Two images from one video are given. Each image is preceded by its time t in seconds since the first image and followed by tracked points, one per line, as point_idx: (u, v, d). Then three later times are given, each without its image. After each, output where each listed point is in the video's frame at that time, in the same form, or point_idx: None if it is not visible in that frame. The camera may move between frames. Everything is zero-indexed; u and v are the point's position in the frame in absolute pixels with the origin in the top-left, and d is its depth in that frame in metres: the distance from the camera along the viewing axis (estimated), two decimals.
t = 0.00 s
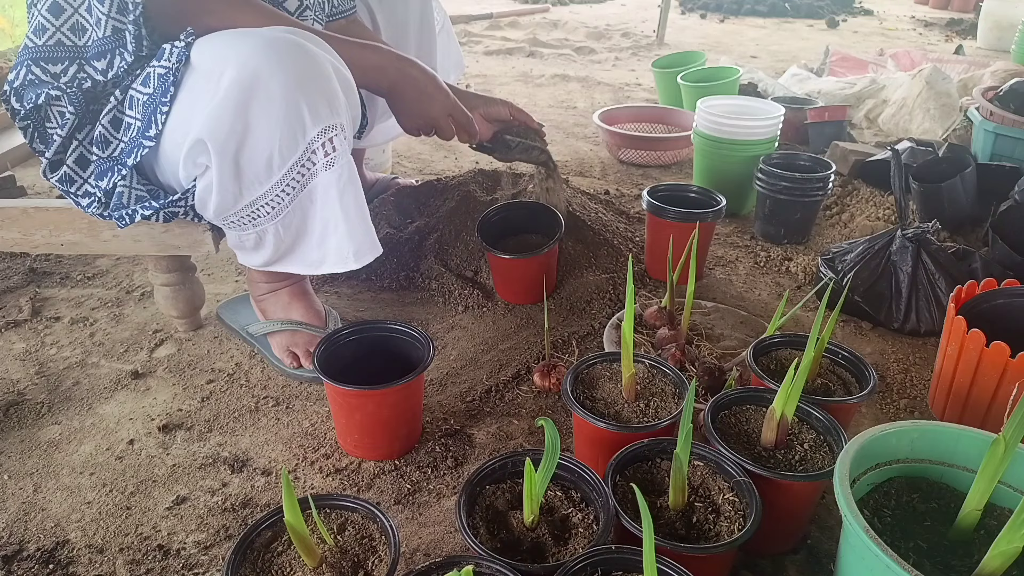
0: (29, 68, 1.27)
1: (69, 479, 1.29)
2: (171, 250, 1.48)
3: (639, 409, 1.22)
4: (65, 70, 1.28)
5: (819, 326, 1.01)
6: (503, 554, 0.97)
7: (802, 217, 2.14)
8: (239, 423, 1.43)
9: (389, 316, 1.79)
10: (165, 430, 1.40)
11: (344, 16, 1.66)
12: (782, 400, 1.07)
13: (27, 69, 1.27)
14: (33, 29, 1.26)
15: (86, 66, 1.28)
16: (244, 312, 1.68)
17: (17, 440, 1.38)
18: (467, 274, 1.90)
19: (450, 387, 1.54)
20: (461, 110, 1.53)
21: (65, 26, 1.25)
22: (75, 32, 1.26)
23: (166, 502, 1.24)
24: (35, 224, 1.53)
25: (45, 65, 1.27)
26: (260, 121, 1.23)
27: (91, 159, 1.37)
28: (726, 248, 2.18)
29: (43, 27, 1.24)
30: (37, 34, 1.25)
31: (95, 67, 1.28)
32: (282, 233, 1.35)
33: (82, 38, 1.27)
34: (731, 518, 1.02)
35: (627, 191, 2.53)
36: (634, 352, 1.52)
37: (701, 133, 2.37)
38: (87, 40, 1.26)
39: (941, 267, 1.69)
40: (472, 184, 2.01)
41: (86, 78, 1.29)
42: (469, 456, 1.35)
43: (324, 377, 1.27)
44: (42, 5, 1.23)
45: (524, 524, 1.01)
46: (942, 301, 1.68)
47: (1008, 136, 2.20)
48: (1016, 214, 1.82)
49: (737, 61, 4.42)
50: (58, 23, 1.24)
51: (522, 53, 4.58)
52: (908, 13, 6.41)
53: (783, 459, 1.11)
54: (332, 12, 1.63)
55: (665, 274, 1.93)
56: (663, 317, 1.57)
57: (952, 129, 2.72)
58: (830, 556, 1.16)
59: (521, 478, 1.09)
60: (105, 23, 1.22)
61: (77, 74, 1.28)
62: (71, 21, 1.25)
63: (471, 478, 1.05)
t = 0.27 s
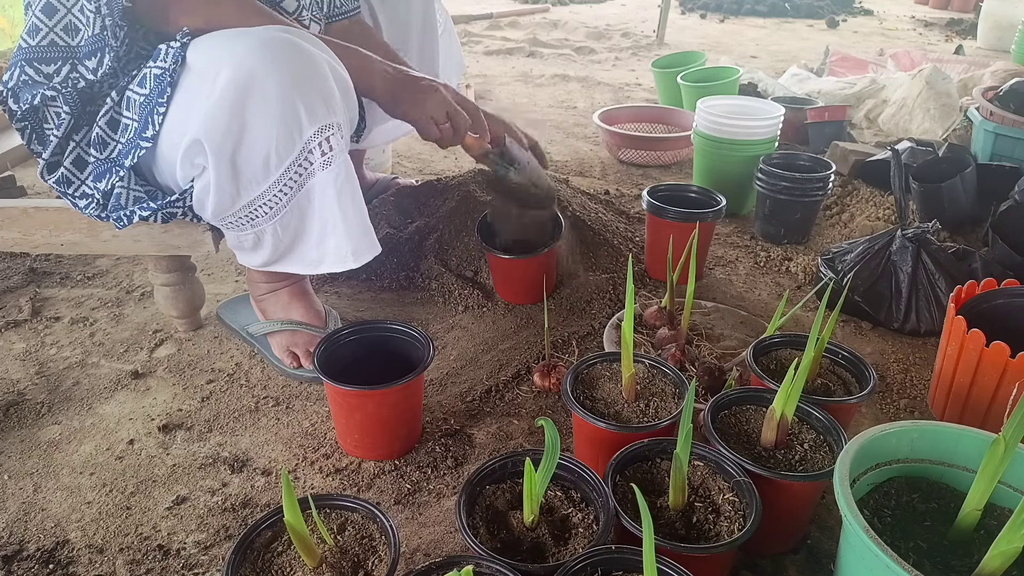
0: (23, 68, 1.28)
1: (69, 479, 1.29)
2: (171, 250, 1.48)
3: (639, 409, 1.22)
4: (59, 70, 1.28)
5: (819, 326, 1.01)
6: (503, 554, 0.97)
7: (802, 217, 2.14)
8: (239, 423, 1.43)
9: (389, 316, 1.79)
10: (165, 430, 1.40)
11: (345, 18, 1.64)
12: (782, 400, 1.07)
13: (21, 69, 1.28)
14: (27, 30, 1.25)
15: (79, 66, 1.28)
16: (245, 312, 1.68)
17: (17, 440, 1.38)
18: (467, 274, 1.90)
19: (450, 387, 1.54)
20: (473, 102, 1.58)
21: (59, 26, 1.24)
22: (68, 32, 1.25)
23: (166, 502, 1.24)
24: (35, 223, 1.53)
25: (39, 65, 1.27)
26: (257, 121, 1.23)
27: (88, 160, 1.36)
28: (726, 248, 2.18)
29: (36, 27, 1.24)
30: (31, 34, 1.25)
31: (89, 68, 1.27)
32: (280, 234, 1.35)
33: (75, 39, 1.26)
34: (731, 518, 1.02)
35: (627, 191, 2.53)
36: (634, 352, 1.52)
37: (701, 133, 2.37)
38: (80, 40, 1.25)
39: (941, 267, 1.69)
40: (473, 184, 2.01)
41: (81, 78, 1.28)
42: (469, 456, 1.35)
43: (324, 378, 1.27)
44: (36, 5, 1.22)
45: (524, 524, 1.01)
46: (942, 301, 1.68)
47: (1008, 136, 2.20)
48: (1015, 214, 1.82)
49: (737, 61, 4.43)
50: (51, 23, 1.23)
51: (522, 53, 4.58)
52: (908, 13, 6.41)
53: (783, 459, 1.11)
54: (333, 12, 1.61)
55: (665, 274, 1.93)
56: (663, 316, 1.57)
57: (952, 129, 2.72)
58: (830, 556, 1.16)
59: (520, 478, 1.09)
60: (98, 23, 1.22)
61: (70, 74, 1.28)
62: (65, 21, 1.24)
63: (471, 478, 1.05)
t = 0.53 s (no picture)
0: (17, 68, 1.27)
1: (69, 479, 1.29)
2: (171, 250, 1.48)
3: (639, 409, 1.22)
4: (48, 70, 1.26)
5: (819, 326, 1.01)
6: (503, 553, 0.97)
7: (802, 217, 2.14)
8: (239, 423, 1.43)
9: (389, 316, 1.79)
10: (165, 430, 1.40)
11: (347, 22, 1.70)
12: (782, 400, 1.07)
13: (16, 70, 1.27)
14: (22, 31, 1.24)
15: (71, 67, 1.25)
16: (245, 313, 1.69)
17: (17, 440, 1.38)
18: (467, 274, 1.90)
19: (450, 387, 1.54)
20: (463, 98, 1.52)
21: (52, 28, 1.22)
22: (62, 33, 1.22)
23: (166, 502, 1.24)
24: (35, 223, 1.53)
25: (33, 66, 1.26)
26: (276, 111, 1.24)
27: (90, 160, 1.36)
28: (726, 248, 2.18)
29: (31, 29, 1.23)
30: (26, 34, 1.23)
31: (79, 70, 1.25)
32: (293, 225, 1.36)
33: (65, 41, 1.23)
34: (731, 518, 1.02)
35: (627, 191, 2.53)
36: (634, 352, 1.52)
37: (701, 133, 2.37)
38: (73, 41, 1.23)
39: (941, 267, 1.69)
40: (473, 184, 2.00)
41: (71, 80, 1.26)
42: (469, 456, 1.35)
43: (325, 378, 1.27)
44: (31, 5, 1.20)
45: (524, 524, 1.01)
46: (942, 301, 1.68)
47: (1008, 136, 2.20)
48: (1015, 214, 1.82)
49: (737, 60, 4.43)
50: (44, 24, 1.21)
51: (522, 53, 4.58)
52: (908, 13, 6.41)
53: (783, 459, 1.11)
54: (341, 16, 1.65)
55: (666, 274, 1.93)
56: (663, 316, 1.57)
57: (952, 129, 2.72)
58: (830, 556, 1.16)
59: (520, 478, 1.09)
60: (92, 26, 1.19)
61: (63, 75, 1.26)
62: (58, 22, 1.21)
63: (471, 478, 1.05)
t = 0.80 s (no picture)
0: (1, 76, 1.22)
1: (69, 479, 1.29)
2: (171, 249, 1.48)
3: (639, 409, 1.22)
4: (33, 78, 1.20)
5: (819, 327, 1.01)
6: (503, 554, 0.97)
7: (802, 217, 2.14)
8: (239, 423, 1.43)
9: (389, 316, 1.79)
10: (165, 430, 1.40)
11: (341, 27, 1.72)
12: (782, 400, 1.07)
13: None
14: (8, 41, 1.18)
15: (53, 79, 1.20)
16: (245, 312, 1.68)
17: (17, 440, 1.38)
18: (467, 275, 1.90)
19: (450, 387, 1.54)
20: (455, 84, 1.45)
21: (35, 35, 1.16)
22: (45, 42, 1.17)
23: (166, 502, 1.24)
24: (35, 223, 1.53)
25: (12, 74, 1.21)
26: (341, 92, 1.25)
27: (104, 161, 1.33)
28: (726, 248, 2.18)
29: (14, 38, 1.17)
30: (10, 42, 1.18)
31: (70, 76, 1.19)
32: (334, 207, 1.37)
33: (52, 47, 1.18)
34: (731, 518, 1.02)
35: (627, 191, 2.53)
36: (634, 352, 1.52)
37: (701, 133, 2.37)
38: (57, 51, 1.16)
39: (941, 267, 1.69)
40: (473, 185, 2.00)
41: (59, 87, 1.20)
42: (469, 456, 1.35)
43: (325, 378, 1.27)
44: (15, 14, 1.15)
45: (524, 524, 1.01)
46: (942, 302, 1.68)
47: (1008, 136, 2.20)
48: (1015, 214, 1.82)
49: (737, 61, 4.43)
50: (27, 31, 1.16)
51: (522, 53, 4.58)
52: (908, 13, 6.41)
53: (783, 459, 1.11)
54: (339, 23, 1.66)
55: (666, 274, 1.93)
56: (663, 317, 1.57)
57: (952, 129, 2.72)
58: (829, 556, 1.16)
59: (521, 478, 1.09)
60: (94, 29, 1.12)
61: (42, 88, 1.21)
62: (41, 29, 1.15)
63: (471, 478, 1.05)
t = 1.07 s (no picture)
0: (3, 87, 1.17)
1: (69, 479, 1.29)
2: (171, 250, 1.49)
3: (639, 409, 1.22)
4: (40, 94, 1.16)
5: (819, 326, 1.01)
6: (503, 554, 0.97)
7: (802, 217, 2.14)
8: (239, 423, 1.43)
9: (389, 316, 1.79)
10: (165, 430, 1.40)
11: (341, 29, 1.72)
12: (782, 400, 1.07)
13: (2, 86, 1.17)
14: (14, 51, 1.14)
15: (59, 92, 1.17)
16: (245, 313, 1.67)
17: (17, 440, 1.38)
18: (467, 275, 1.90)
19: (450, 387, 1.54)
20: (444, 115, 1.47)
21: (41, 49, 1.12)
22: (50, 56, 1.13)
23: (166, 502, 1.24)
24: (35, 223, 1.53)
25: (17, 86, 1.15)
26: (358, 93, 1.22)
27: (114, 164, 1.31)
28: (726, 248, 2.18)
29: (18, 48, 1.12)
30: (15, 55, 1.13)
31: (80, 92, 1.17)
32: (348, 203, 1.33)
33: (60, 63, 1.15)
34: (731, 518, 1.02)
35: (627, 191, 2.53)
36: (634, 352, 1.52)
37: (701, 133, 2.37)
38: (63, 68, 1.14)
39: (941, 267, 1.69)
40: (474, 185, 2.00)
41: (68, 103, 1.18)
42: (469, 456, 1.35)
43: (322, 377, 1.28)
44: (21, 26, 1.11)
45: (524, 524, 1.01)
46: (942, 302, 1.68)
47: (1008, 136, 2.20)
48: (1015, 214, 1.82)
49: (737, 61, 4.43)
50: (34, 46, 1.11)
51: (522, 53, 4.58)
52: (908, 13, 6.41)
53: (783, 459, 1.11)
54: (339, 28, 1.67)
55: (666, 274, 1.93)
56: (663, 316, 1.57)
57: (951, 129, 2.73)
58: (830, 556, 1.16)
59: (521, 479, 1.09)
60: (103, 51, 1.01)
61: (47, 100, 1.17)
62: (48, 45, 1.12)
63: (471, 478, 1.05)
